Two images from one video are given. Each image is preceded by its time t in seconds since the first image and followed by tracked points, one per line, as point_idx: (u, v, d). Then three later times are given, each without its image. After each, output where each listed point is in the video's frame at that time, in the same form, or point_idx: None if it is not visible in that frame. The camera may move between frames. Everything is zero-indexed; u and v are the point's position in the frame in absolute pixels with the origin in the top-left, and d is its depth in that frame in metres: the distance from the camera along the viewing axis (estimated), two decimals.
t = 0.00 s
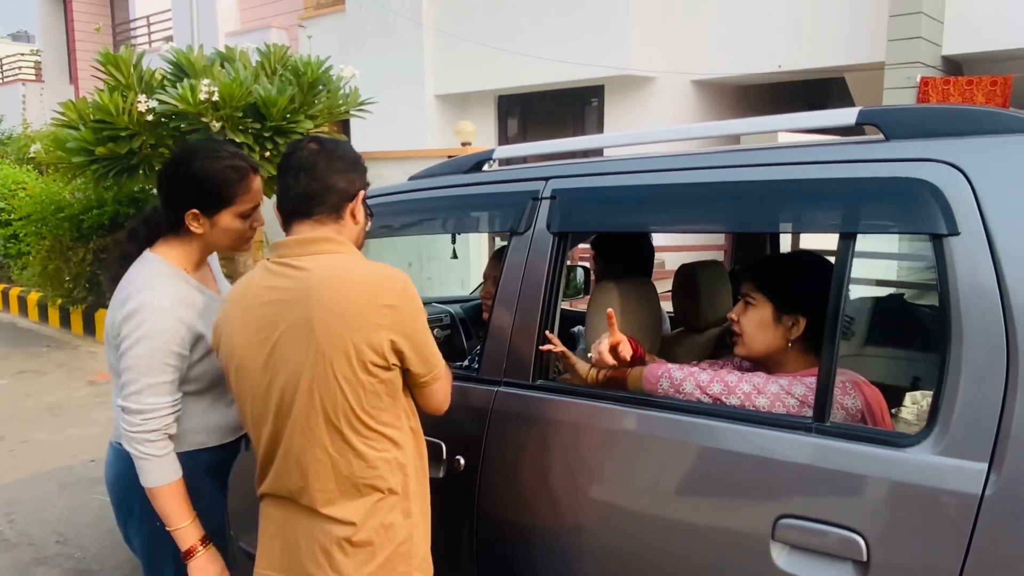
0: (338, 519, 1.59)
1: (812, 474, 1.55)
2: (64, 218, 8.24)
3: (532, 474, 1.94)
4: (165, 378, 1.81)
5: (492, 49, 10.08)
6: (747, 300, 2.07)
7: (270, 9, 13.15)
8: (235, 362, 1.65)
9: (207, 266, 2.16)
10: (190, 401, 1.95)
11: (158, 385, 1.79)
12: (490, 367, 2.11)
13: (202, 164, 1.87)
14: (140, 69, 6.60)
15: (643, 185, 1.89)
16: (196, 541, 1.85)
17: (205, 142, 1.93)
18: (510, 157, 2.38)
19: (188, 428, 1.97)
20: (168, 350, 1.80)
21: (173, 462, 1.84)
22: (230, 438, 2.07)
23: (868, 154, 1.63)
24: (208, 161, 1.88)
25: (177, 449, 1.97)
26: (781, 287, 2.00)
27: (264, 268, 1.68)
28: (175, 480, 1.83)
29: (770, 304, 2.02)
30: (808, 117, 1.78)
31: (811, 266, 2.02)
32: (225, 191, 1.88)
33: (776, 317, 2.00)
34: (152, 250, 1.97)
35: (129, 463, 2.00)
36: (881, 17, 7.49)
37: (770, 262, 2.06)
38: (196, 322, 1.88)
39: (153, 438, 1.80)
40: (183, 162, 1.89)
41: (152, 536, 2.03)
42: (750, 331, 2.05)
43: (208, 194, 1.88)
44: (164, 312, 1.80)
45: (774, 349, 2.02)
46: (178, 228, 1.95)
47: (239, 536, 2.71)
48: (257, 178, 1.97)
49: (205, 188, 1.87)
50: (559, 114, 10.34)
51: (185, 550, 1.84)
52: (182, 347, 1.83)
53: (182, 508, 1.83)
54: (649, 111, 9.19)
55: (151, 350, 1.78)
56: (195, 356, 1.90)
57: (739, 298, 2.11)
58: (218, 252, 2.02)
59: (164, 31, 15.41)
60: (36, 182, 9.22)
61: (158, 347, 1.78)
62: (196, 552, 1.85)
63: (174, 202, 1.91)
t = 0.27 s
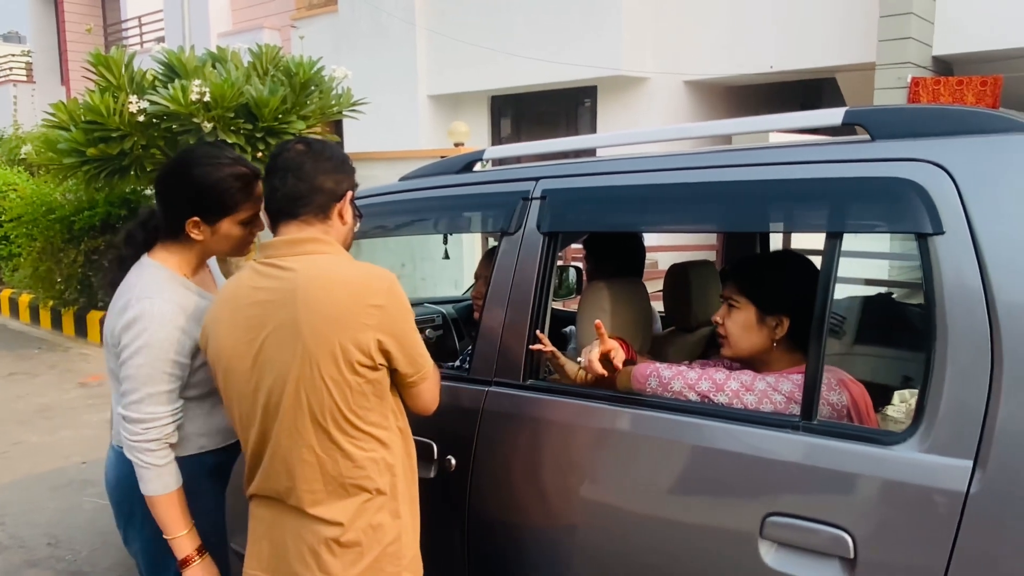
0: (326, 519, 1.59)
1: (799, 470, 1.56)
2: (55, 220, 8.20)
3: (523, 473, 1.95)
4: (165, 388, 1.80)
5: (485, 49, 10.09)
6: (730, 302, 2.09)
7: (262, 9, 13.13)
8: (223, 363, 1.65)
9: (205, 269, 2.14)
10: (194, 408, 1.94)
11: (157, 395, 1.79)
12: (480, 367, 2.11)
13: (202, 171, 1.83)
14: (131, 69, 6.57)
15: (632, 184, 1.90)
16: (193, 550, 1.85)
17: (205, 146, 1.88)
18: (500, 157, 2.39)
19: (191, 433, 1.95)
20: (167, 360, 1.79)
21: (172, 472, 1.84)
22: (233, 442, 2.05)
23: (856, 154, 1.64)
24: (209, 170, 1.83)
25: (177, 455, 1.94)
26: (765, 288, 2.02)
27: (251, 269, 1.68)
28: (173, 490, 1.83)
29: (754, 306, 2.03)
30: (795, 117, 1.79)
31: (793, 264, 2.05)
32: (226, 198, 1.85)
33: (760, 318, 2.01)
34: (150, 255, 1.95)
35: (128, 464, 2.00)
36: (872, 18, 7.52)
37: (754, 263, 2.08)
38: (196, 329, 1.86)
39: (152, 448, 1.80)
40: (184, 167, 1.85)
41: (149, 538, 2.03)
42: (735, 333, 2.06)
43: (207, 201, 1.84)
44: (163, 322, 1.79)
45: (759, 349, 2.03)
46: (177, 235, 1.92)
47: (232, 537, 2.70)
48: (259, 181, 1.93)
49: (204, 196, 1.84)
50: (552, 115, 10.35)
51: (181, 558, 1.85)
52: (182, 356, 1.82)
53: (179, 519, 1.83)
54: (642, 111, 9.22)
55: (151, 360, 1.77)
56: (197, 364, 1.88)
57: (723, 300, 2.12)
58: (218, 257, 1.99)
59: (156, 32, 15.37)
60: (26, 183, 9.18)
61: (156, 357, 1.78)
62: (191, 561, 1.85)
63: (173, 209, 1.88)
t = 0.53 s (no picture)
0: (316, 520, 1.59)
1: (791, 469, 1.56)
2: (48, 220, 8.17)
3: (516, 473, 1.95)
4: (156, 392, 1.79)
5: (478, 49, 10.08)
6: (723, 299, 2.09)
7: (256, 10, 13.10)
8: (212, 365, 1.65)
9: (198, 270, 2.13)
10: (187, 411, 1.93)
11: (148, 398, 1.78)
12: (473, 367, 2.11)
13: (194, 172, 1.82)
14: (124, 69, 6.55)
15: (624, 183, 1.90)
16: (179, 557, 1.85)
17: (198, 147, 1.88)
18: (493, 157, 2.38)
19: (185, 436, 1.93)
20: (158, 363, 1.78)
21: (162, 476, 1.83)
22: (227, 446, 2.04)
23: (847, 152, 1.64)
24: (201, 170, 1.82)
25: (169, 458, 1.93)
26: (757, 285, 2.02)
27: (240, 269, 1.67)
28: (162, 495, 1.83)
29: (746, 302, 2.03)
30: (787, 116, 1.80)
31: (784, 261, 2.07)
32: (219, 199, 1.84)
33: (752, 314, 2.02)
34: (140, 257, 1.94)
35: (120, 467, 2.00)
36: (865, 18, 7.54)
37: (746, 260, 2.09)
38: (188, 331, 1.86)
39: (143, 451, 1.79)
40: (176, 168, 1.84)
41: (140, 542, 2.02)
42: (727, 330, 2.06)
43: (200, 202, 1.84)
44: (154, 324, 1.78)
45: (752, 346, 2.03)
46: (168, 236, 1.91)
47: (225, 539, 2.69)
48: (252, 183, 1.93)
49: (196, 197, 1.83)
50: (546, 115, 10.35)
51: (166, 566, 1.84)
52: (173, 359, 1.81)
53: (166, 525, 1.83)
54: (636, 111, 9.23)
55: (142, 363, 1.76)
56: (189, 367, 1.87)
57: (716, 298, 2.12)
58: (210, 258, 1.99)
59: (148, 32, 15.31)
60: (18, 184, 9.14)
61: (147, 360, 1.77)
62: (177, 568, 1.85)
63: (164, 210, 1.87)
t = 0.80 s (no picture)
0: (311, 522, 1.59)
1: (786, 468, 1.56)
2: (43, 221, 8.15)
3: (512, 473, 1.95)
4: (147, 393, 1.79)
5: (474, 50, 10.08)
6: (718, 299, 2.09)
7: (251, 10, 13.09)
8: (205, 366, 1.65)
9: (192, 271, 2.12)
10: (180, 412, 1.92)
11: (140, 400, 1.78)
12: (469, 367, 2.11)
13: (187, 172, 1.82)
14: (118, 70, 6.53)
15: (619, 183, 1.90)
16: (177, 558, 1.84)
17: (191, 147, 1.87)
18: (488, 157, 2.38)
19: (179, 437, 1.93)
20: (149, 365, 1.78)
21: (156, 478, 1.83)
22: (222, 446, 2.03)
23: (841, 151, 1.64)
24: (194, 170, 1.82)
25: (164, 459, 1.93)
26: (753, 285, 2.03)
27: (233, 269, 1.67)
28: (156, 497, 1.82)
29: (742, 302, 2.04)
30: (781, 115, 1.80)
31: (780, 261, 2.06)
32: (212, 199, 1.84)
33: (747, 314, 2.02)
34: (133, 257, 1.93)
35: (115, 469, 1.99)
36: (860, 17, 7.55)
37: (741, 260, 2.09)
38: (180, 332, 1.85)
39: (135, 453, 1.79)
40: (169, 168, 1.84)
41: (136, 544, 2.01)
42: (723, 330, 2.06)
43: (192, 203, 1.83)
44: (145, 326, 1.78)
45: (747, 345, 2.04)
46: (161, 236, 1.91)
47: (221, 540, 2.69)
48: (245, 184, 1.92)
49: (189, 198, 1.82)
50: (542, 114, 10.36)
51: (165, 567, 1.84)
52: (165, 361, 1.81)
53: (163, 526, 1.83)
54: (632, 111, 9.24)
55: (133, 364, 1.76)
56: (181, 368, 1.87)
57: (712, 297, 2.13)
58: (203, 259, 1.98)
59: (143, 33, 15.28)
60: (13, 185, 9.12)
61: (138, 362, 1.76)
62: (175, 569, 1.84)
63: (157, 210, 1.86)
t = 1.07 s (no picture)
0: (310, 522, 1.59)
1: (783, 465, 1.57)
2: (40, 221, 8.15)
3: (511, 472, 1.95)
4: (143, 393, 1.79)
5: (472, 49, 10.08)
6: (716, 298, 2.09)
7: (249, 9, 13.08)
8: (204, 366, 1.65)
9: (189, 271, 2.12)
10: (177, 412, 1.92)
11: (136, 400, 1.78)
12: (467, 366, 2.11)
13: (185, 172, 1.82)
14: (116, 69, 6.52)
15: (616, 181, 1.90)
16: (172, 558, 1.84)
17: (190, 147, 1.87)
18: (486, 155, 2.38)
19: (176, 437, 1.93)
20: (145, 364, 1.78)
21: (151, 478, 1.83)
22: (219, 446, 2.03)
23: (838, 150, 1.64)
24: (192, 170, 1.82)
25: (160, 459, 1.93)
26: (751, 283, 2.03)
27: (231, 269, 1.67)
28: (151, 496, 1.82)
29: (739, 300, 2.04)
30: (779, 113, 1.80)
31: (777, 259, 2.07)
32: (209, 199, 1.84)
33: (745, 313, 2.02)
34: (130, 257, 1.93)
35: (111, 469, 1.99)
36: (857, 15, 7.56)
37: (739, 258, 2.09)
38: (176, 332, 1.85)
39: (131, 452, 1.79)
40: (167, 168, 1.84)
41: (132, 543, 2.01)
42: (720, 329, 2.07)
43: (190, 203, 1.83)
44: (141, 325, 1.78)
45: (745, 344, 2.04)
46: (158, 236, 1.90)
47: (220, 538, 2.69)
48: (244, 183, 1.92)
49: (186, 198, 1.82)
50: (540, 113, 10.36)
51: (160, 567, 1.83)
52: (161, 361, 1.81)
53: (158, 526, 1.83)
54: (630, 110, 9.24)
55: (129, 364, 1.76)
56: (178, 368, 1.87)
57: (710, 296, 2.13)
58: (200, 259, 1.98)
59: (141, 32, 15.26)
60: (10, 184, 9.11)
61: (134, 361, 1.76)
62: (171, 569, 1.84)
63: (154, 210, 1.86)
